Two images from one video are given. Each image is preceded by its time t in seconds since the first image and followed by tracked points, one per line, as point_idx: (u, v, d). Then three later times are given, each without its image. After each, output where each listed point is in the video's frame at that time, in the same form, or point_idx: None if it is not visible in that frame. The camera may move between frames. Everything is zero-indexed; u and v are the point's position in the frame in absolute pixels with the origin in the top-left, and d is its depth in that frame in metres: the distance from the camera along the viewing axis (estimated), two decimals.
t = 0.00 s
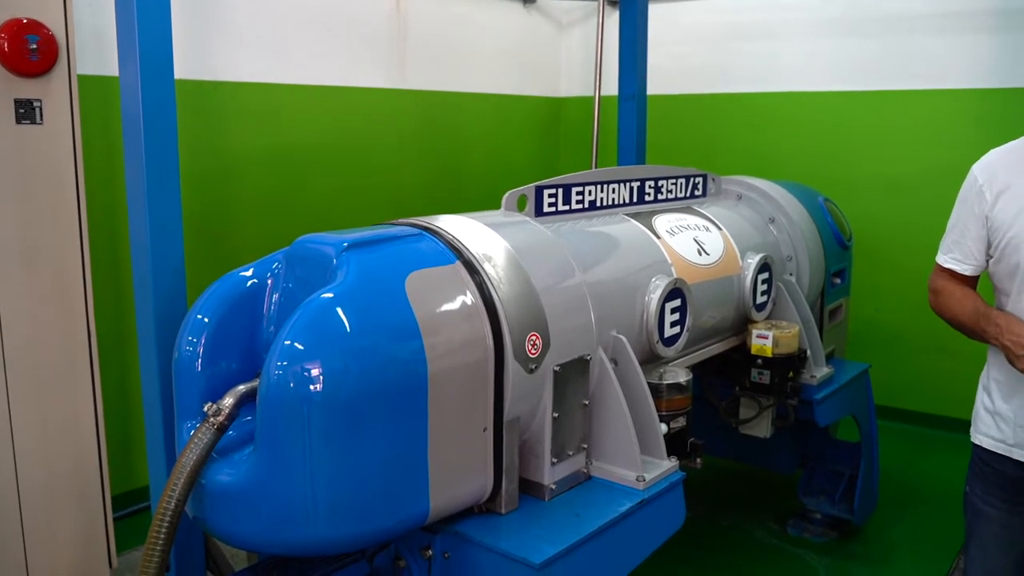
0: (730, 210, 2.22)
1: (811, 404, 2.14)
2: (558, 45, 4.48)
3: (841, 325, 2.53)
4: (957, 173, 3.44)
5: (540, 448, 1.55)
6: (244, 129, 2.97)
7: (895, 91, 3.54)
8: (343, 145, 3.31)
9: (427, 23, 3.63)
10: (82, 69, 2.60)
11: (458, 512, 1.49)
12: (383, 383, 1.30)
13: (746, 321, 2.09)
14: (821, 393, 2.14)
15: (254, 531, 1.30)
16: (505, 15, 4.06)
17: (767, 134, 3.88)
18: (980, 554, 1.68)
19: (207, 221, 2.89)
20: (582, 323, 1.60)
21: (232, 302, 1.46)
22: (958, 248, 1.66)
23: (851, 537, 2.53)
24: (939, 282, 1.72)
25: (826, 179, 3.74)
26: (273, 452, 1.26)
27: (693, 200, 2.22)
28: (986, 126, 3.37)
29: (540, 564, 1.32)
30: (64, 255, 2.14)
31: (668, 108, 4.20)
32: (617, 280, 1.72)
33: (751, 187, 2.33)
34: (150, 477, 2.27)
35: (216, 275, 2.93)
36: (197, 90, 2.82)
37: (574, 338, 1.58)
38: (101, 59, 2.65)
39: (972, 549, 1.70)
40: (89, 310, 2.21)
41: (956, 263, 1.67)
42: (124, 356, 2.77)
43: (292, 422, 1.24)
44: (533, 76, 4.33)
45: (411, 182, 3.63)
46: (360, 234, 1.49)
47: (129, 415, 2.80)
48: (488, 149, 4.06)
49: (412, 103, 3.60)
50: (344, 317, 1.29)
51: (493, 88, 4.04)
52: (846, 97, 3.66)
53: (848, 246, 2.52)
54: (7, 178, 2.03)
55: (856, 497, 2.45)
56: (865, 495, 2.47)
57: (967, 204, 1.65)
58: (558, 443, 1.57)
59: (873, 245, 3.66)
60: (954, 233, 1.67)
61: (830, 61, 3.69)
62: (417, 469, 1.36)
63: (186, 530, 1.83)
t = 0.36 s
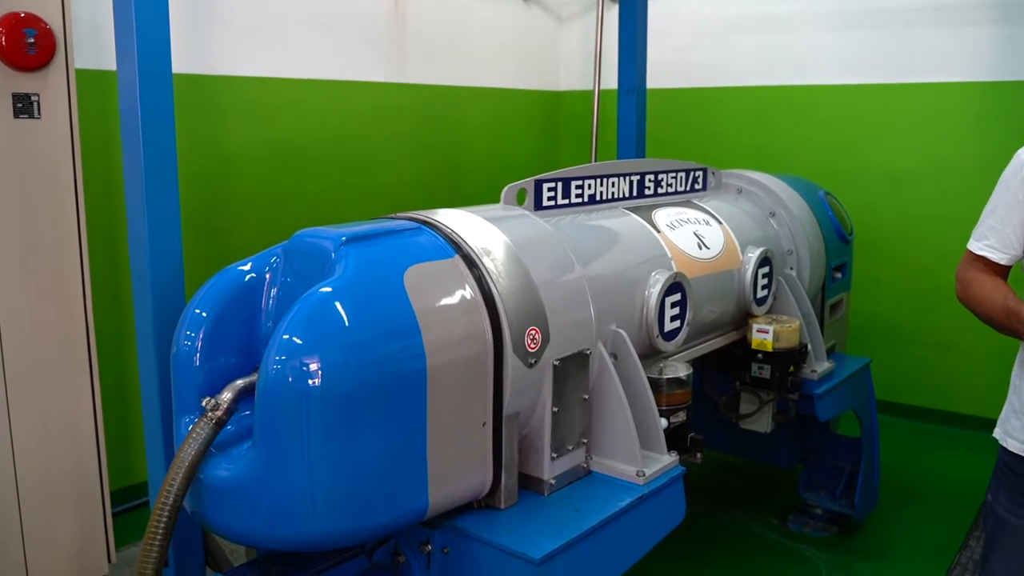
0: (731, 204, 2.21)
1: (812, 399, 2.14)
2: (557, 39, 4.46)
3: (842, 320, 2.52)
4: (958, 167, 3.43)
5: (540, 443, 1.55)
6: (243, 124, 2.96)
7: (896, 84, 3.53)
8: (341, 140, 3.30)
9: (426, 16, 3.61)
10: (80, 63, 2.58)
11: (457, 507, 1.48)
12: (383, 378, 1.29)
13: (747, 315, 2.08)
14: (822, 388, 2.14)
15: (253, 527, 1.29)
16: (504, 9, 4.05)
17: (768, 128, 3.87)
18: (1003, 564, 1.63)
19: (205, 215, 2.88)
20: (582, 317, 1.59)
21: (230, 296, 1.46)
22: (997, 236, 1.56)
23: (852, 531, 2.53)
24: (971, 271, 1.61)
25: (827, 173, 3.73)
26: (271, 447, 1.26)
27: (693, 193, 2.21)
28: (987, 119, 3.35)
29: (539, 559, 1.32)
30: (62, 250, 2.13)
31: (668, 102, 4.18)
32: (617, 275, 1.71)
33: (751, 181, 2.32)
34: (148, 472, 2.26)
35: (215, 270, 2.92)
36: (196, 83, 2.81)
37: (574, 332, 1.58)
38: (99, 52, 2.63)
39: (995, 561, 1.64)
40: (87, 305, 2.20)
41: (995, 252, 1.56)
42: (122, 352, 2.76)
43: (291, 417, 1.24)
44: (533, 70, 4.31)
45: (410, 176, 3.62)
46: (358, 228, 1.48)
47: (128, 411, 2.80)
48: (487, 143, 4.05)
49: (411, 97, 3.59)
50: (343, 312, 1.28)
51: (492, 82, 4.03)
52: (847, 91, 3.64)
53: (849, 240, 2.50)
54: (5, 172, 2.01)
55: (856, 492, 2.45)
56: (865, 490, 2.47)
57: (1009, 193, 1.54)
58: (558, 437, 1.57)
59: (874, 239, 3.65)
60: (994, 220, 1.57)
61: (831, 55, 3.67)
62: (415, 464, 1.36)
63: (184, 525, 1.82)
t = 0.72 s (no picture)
0: (731, 195, 2.19)
1: (812, 391, 2.12)
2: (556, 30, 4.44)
3: (843, 311, 2.50)
4: (959, 158, 3.41)
5: (539, 436, 1.54)
6: (240, 116, 2.95)
7: (896, 75, 3.51)
8: (339, 132, 3.29)
9: (424, 7, 3.59)
10: (76, 56, 2.57)
11: (456, 500, 1.48)
12: (380, 371, 1.28)
13: (747, 307, 2.07)
14: (822, 379, 2.12)
15: (251, 520, 1.29)
16: None
17: (767, 119, 3.85)
18: None
19: (202, 209, 2.87)
20: (581, 309, 1.58)
21: (227, 290, 1.45)
22: None
23: (852, 523, 2.52)
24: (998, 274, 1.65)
25: (827, 164, 3.72)
26: (268, 440, 1.25)
27: (693, 185, 2.19)
28: (988, 110, 3.34)
29: (538, 552, 1.31)
30: (58, 243, 2.12)
31: (667, 93, 4.17)
32: (616, 266, 1.70)
33: (751, 172, 2.30)
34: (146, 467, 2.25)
35: (213, 263, 2.91)
36: (192, 76, 2.79)
37: (573, 324, 1.57)
38: (94, 45, 2.62)
39: None
40: (83, 299, 2.19)
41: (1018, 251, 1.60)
42: (120, 346, 2.75)
43: (288, 410, 1.23)
44: (532, 62, 4.30)
45: (408, 169, 3.60)
46: (355, 220, 1.47)
47: (127, 405, 2.79)
48: (486, 135, 4.03)
49: (409, 89, 3.57)
50: (340, 304, 1.27)
51: (490, 74, 4.01)
52: (847, 81, 3.63)
53: (849, 231, 2.48)
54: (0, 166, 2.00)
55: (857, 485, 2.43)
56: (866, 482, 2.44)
57: None
58: (556, 430, 1.56)
59: (874, 230, 3.64)
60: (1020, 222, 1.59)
61: (830, 45, 3.65)
62: (413, 457, 1.35)
63: (183, 518, 1.81)
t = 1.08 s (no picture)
0: (739, 185, 2.18)
1: (821, 382, 2.10)
2: (563, 19, 4.42)
3: (852, 303, 2.47)
4: (969, 147, 3.38)
5: (546, 427, 1.53)
6: (245, 106, 2.94)
7: (906, 64, 3.48)
8: (344, 122, 3.27)
9: None
10: (80, 45, 2.56)
11: (463, 491, 1.47)
12: (387, 361, 1.27)
13: (755, 298, 2.05)
14: (831, 370, 2.10)
15: (258, 511, 1.28)
16: None
17: (776, 109, 3.82)
18: None
19: (208, 199, 2.86)
20: (588, 300, 1.57)
21: (232, 280, 1.44)
22: None
23: (861, 515, 2.51)
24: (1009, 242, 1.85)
25: (836, 154, 3.69)
26: (275, 431, 1.25)
27: (701, 174, 2.17)
28: (999, 99, 3.30)
29: (546, 544, 1.30)
30: (64, 233, 2.12)
31: (675, 83, 4.14)
32: (624, 257, 1.69)
33: (761, 161, 2.28)
34: (153, 457, 2.25)
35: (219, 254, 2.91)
36: (197, 65, 2.78)
37: (581, 314, 1.56)
38: (100, 35, 2.61)
39: None
40: (89, 289, 2.18)
41: None
42: (126, 337, 2.75)
43: (294, 400, 1.22)
44: (538, 51, 4.27)
45: (414, 159, 3.59)
46: (362, 210, 1.46)
47: (133, 396, 2.79)
48: (493, 125, 4.01)
49: (415, 79, 3.55)
50: (346, 295, 1.27)
51: (497, 63, 3.99)
52: (856, 70, 3.59)
53: (860, 221, 2.46)
54: (5, 155, 2.00)
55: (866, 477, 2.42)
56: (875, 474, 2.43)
57: None
58: (564, 421, 1.55)
59: (883, 221, 3.62)
60: None
61: (840, 34, 3.62)
62: (420, 448, 1.34)
63: (189, 508, 1.80)
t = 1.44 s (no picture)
0: (749, 171, 2.16)
1: (830, 369, 2.08)
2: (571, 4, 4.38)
3: (862, 290, 2.45)
4: (980, 134, 3.36)
5: (555, 413, 1.52)
6: (251, 91, 2.92)
7: (917, 49, 3.45)
8: (352, 108, 3.26)
9: None
10: (87, 30, 2.55)
11: (472, 477, 1.47)
12: (396, 346, 1.27)
13: (765, 285, 2.04)
14: (841, 358, 2.07)
15: (266, 497, 1.28)
16: None
17: (786, 95, 3.79)
18: None
19: (214, 186, 2.85)
20: (598, 286, 1.56)
21: (240, 265, 1.43)
22: None
23: (869, 504, 2.50)
24: None
25: (846, 141, 3.67)
26: (283, 417, 1.24)
27: (711, 160, 2.16)
28: (1011, 84, 3.27)
29: (555, 530, 1.30)
30: (71, 218, 2.12)
31: (684, 69, 4.11)
32: (633, 243, 1.67)
33: (771, 147, 2.26)
34: (161, 443, 2.26)
35: (225, 240, 2.90)
36: (204, 51, 2.77)
37: (590, 300, 1.55)
38: (106, 19, 2.60)
39: None
40: (96, 274, 2.18)
41: None
42: (133, 324, 2.75)
43: (303, 386, 1.22)
44: (546, 37, 4.25)
45: (421, 145, 3.57)
46: (370, 194, 1.45)
47: (141, 382, 2.80)
48: (501, 111, 3.99)
49: (422, 64, 3.53)
50: (355, 280, 1.26)
51: (504, 49, 3.97)
52: (867, 55, 3.56)
53: (870, 207, 2.44)
54: (12, 141, 1.99)
55: (875, 465, 2.41)
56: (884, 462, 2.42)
57: None
58: (573, 407, 1.54)
59: (893, 208, 3.59)
60: None
61: (851, 19, 3.59)
62: (429, 433, 1.34)
63: (197, 494, 1.79)
